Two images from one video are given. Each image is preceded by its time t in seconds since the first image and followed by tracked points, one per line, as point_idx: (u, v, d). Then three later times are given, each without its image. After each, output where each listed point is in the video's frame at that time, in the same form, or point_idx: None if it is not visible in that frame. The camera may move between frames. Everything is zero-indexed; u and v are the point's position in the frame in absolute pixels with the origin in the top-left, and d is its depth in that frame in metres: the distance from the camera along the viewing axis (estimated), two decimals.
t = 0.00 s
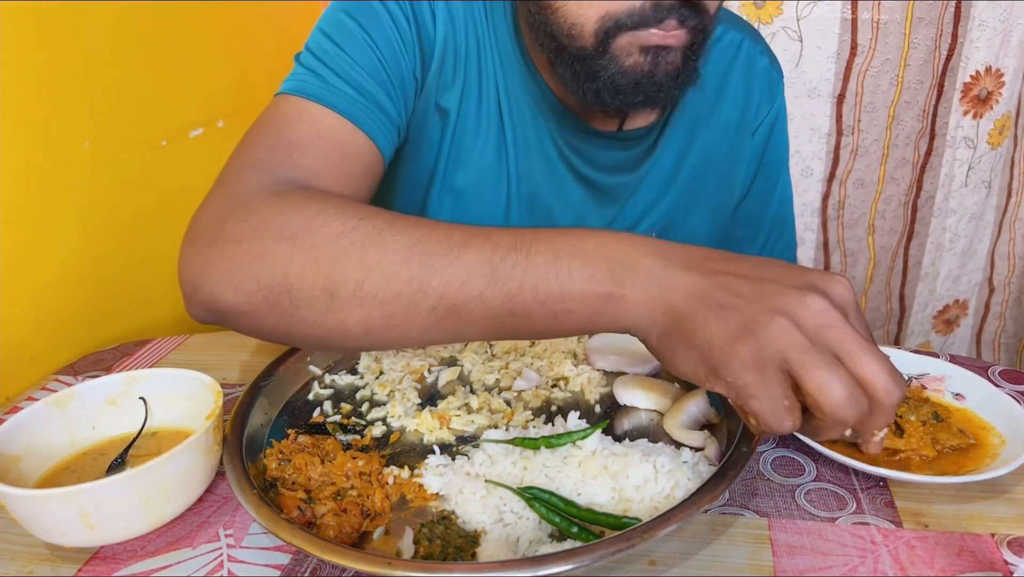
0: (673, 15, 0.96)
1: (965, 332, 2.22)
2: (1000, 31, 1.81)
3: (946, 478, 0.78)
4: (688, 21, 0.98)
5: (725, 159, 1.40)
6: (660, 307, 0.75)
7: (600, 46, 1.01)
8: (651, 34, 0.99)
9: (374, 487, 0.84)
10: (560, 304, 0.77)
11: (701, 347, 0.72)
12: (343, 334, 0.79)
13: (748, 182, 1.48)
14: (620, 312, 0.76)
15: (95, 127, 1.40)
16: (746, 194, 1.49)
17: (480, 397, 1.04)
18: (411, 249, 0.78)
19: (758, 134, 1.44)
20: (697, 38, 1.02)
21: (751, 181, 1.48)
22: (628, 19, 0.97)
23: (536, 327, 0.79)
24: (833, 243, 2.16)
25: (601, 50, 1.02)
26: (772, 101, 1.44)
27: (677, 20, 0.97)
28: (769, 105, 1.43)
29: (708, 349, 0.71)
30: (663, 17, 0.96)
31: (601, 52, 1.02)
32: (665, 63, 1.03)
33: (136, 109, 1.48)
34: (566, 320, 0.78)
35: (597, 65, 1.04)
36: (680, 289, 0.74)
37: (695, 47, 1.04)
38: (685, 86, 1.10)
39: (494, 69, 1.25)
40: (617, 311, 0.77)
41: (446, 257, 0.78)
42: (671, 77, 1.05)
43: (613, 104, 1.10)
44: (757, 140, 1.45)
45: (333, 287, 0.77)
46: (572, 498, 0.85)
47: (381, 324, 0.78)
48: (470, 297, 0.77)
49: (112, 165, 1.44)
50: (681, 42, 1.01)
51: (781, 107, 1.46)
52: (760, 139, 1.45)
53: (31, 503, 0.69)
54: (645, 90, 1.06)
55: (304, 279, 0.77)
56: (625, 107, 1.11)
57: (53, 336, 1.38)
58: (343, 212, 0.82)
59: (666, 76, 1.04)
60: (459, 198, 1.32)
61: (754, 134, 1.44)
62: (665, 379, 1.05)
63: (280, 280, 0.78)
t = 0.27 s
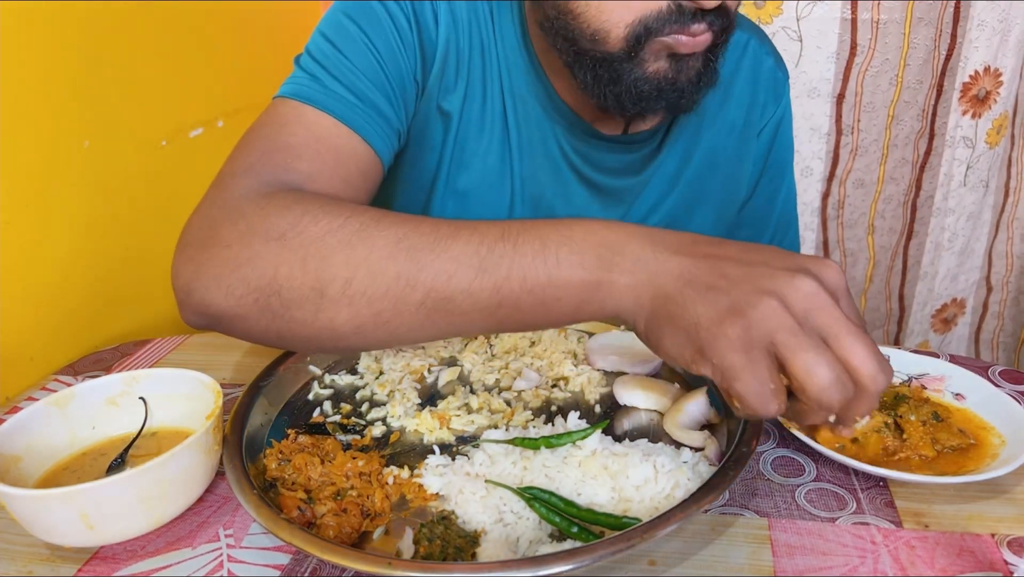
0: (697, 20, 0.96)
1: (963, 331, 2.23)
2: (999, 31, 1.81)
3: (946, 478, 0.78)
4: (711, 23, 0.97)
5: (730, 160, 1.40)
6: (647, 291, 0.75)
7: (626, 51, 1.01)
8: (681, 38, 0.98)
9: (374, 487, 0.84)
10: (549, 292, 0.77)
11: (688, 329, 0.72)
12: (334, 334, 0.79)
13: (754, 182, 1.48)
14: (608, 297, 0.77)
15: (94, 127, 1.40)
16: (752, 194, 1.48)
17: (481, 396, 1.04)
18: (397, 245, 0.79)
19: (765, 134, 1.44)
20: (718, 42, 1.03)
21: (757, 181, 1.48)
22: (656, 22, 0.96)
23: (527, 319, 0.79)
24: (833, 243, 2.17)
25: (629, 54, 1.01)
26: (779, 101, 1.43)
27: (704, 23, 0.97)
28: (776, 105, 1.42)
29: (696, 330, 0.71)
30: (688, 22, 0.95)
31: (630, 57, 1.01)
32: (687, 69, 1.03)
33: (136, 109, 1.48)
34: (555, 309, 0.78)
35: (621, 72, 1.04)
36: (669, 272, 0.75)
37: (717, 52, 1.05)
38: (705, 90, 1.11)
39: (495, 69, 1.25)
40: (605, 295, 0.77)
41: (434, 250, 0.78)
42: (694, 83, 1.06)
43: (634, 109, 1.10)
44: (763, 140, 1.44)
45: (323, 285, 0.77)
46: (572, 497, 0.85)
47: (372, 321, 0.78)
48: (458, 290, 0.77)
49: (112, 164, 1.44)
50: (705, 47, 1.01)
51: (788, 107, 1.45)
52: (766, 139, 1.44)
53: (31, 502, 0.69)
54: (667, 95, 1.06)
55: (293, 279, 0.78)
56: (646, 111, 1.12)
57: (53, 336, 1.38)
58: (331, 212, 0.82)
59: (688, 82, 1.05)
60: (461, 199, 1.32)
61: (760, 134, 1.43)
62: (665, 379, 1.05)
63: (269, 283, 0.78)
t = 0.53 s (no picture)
0: (698, 17, 0.95)
1: (962, 331, 2.23)
2: (999, 31, 1.81)
3: (946, 478, 0.78)
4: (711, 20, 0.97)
5: (730, 160, 1.40)
6: (653, 268, 0.77)
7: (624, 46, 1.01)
8: (679, 35, 0.98)
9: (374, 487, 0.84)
10: (557, 273, 0.79)
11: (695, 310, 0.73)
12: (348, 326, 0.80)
13: (755, 182, 1.48)
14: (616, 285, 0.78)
15: (94, 127, 1.40)
16: (752, 193, 1.48)
17: (481, 396, 1.04)
18: (409, 236, 0.79)
19: (766, 134, 1.43)
20: (716, 39, 1.03)
21: (757, 180, 1.48)
22: (657, 20, 0.96)
23: (535, 301, 0.81)
24: (833, 243, 2.17)
25: (626, 53, 1.01)
26: (780, 101, 1.43)
27: (704, 21, 0.97)
28: (777, 104, 1.42)
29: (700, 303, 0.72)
30: (689, 19, 0.95)
31: (626, 54, 1.01)
32: (685, 64, 1.03)
33: (136, 109, 1.48)
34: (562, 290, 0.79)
35: (618, 68, 1.04)
36: (673, 251, 0.77)
37: (715, 47, 1.05)
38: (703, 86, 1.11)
39: (495, 69, 1.25)
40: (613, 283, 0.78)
41: (445, 240, 0.80)
42: (691, 79, 1.06)
43: (632, 104, 1.11)
44: (764, 140, 1.44)
45: (336, 279, 0.78)
46: (572, 498, 0.85)
47: (386, 312, 0.79)
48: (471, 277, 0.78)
49: (111, 165, 1.44)
50: (703, 44, 1.01)
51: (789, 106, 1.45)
52: (767, 138, 1.44)
53: (31, 502, 0.69)
54: (665, 90, 1.06)
55: (306, 274, 0.78)
56: (643, 106, 1.12)
57: (53, 336, 1.38)
58: (341, 209, 0.82)
59: (685, 77, 1.05)
60: (462, 199, 1.32)
61: (761, 134, 1.43)
62: (666, 379, 1.05)
63: (281, 279, 0.78)
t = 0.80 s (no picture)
0: (696, 22, 0.95)
1: (961, 331, 2.23)
2: (999, 31, 1.81)
3: (946, 478, 0.78)
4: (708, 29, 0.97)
5: (732, 160, 1.40)
6: (667, 272, 0.77)
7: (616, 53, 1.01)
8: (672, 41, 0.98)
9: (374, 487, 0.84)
10: (572, 279, 0.79)
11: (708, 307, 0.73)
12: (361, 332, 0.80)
13: (756, 182, 1.48)
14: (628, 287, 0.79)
15: (94, 127, 1.40)
16: (754, 193, 1.48)
17: (481, 396, 1.04)
18: (423, 242, 0.80)
19: (768, 134, 1.44)
20: (706, 48, 1.02)
21: (759, 180, 1.48)
22: (651, 26, 0.96)
23: (550, 307, 0.81)
24: (833, 243, 2.17)
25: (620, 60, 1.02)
26: (783, 101, 1.43)
27: (698, 28, 0.96)
28: (779, 105, 1.42)
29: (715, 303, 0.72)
30: (686, 24, 0.95)
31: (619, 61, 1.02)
32: (673, 73, 1.04)
33: (136, 109, 1.48)
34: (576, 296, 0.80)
35: (609, 76, 1.05)
36: (687, 258, 0.77)
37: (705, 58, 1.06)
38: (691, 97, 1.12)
39: (496, 68, 1.25)
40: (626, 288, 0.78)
41: (459, 247, 0.80)
42: (678, 90, 1.07)
43: (621, 113, 1.12)
44: (766, 140, 1.44)
45: (350, 286, 0.78)
46: (572, 498, 0.85)
47: (400, 317, 0.80)
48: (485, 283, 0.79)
49: (111, 165, 1.44)
50: (693, 54, 1.02)
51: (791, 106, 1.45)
52: (769, 138, 1.44)
53: (31, 502, 0.69)
54: (652, 100, 1.08)
55: (320, 280, 0.78)
56: (632, 116, 1.13)
57: (53, 336, 1.38)
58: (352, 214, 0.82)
59: (673, 87, 1.06)
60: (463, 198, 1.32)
61: (763, 134, 1.43)
62: (666, 379, 1.05)
63: (294, 286, 0.79)
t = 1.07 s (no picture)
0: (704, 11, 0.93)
1: (961, 331, 2.23)
2: (999, 31, 1.81)
3: (946, 478, 0.78)
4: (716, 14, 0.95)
5: (734, 160, 1.40)
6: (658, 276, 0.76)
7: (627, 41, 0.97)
8: (683, 30, 0.95)
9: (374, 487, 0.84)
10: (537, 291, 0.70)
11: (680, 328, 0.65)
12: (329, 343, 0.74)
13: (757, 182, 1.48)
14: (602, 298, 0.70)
15: (94, 127, 1.40)
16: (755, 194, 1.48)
17: (481, 396, 1.04)
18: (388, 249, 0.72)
19: (769, 134, 1.44)
20: (721, 37, 1.02)
21: (761, 179, 1.48)
22: (662, 14, 0.92)
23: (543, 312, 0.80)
24: (833, 243, 2.17)
25: (632, 50, 0.98)
26: (783, 101, 1.43)
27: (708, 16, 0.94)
28: (780, 105, 1.42)
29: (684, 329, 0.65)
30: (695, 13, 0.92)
31: (632, 50, 0.98)
32: (690, 59, 1.00)
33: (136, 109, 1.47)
34: (544, 309, 0.70)
35: (624, 63, 1.00)
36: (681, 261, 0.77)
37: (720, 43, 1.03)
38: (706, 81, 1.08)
39: (493, 69, 1.25)
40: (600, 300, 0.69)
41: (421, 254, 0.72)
42: (695, 75, 1.03)
43: (637, 100, 1.08)
44: (767, 140, 1.44)
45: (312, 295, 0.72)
46: (572, 497, 0.85)
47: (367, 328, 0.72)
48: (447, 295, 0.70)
49: (111, 165, 1.44)
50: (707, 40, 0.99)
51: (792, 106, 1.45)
52: (770, 139, 1.44)
53: (31, 502, 0.69)
54: (670, 87, 1.03)
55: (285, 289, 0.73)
56: (648, 102, 1.08)
57: (54, 336, 1.38)
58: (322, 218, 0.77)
59: (691, 73, 1.02)
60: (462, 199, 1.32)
61: (765, 134, 1.43)
62: (666, 379, 1.05)
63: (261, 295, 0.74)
